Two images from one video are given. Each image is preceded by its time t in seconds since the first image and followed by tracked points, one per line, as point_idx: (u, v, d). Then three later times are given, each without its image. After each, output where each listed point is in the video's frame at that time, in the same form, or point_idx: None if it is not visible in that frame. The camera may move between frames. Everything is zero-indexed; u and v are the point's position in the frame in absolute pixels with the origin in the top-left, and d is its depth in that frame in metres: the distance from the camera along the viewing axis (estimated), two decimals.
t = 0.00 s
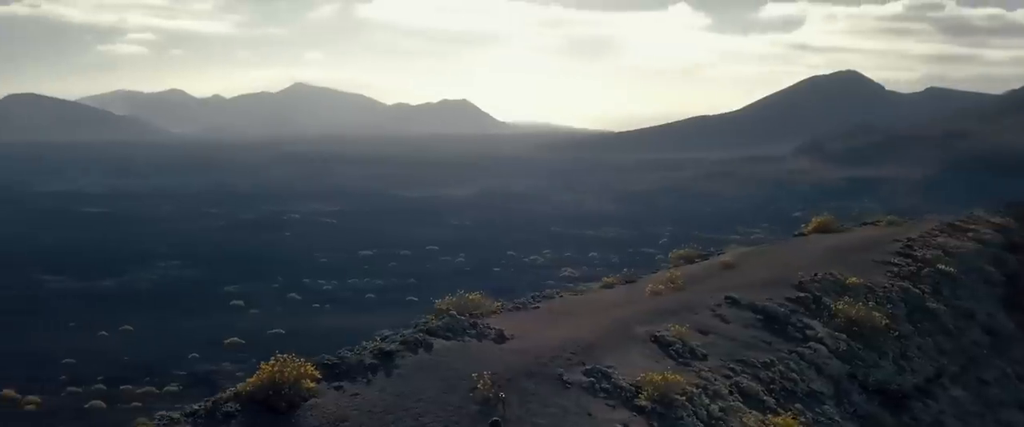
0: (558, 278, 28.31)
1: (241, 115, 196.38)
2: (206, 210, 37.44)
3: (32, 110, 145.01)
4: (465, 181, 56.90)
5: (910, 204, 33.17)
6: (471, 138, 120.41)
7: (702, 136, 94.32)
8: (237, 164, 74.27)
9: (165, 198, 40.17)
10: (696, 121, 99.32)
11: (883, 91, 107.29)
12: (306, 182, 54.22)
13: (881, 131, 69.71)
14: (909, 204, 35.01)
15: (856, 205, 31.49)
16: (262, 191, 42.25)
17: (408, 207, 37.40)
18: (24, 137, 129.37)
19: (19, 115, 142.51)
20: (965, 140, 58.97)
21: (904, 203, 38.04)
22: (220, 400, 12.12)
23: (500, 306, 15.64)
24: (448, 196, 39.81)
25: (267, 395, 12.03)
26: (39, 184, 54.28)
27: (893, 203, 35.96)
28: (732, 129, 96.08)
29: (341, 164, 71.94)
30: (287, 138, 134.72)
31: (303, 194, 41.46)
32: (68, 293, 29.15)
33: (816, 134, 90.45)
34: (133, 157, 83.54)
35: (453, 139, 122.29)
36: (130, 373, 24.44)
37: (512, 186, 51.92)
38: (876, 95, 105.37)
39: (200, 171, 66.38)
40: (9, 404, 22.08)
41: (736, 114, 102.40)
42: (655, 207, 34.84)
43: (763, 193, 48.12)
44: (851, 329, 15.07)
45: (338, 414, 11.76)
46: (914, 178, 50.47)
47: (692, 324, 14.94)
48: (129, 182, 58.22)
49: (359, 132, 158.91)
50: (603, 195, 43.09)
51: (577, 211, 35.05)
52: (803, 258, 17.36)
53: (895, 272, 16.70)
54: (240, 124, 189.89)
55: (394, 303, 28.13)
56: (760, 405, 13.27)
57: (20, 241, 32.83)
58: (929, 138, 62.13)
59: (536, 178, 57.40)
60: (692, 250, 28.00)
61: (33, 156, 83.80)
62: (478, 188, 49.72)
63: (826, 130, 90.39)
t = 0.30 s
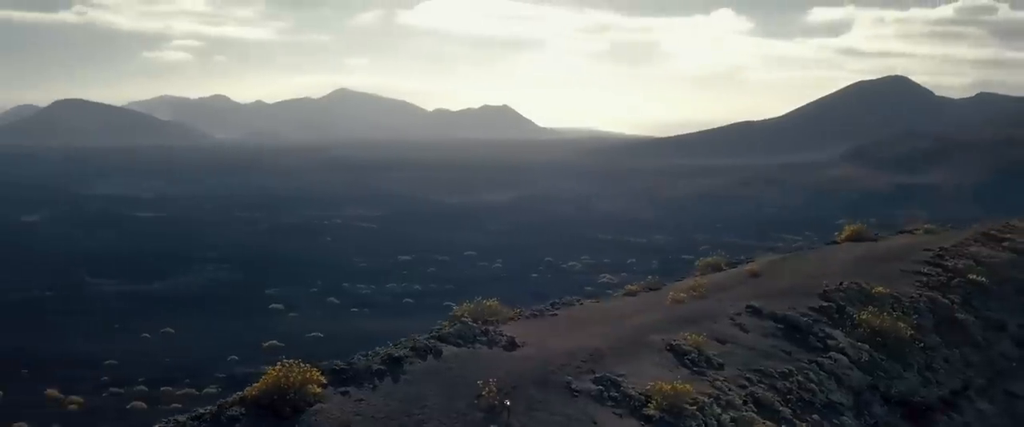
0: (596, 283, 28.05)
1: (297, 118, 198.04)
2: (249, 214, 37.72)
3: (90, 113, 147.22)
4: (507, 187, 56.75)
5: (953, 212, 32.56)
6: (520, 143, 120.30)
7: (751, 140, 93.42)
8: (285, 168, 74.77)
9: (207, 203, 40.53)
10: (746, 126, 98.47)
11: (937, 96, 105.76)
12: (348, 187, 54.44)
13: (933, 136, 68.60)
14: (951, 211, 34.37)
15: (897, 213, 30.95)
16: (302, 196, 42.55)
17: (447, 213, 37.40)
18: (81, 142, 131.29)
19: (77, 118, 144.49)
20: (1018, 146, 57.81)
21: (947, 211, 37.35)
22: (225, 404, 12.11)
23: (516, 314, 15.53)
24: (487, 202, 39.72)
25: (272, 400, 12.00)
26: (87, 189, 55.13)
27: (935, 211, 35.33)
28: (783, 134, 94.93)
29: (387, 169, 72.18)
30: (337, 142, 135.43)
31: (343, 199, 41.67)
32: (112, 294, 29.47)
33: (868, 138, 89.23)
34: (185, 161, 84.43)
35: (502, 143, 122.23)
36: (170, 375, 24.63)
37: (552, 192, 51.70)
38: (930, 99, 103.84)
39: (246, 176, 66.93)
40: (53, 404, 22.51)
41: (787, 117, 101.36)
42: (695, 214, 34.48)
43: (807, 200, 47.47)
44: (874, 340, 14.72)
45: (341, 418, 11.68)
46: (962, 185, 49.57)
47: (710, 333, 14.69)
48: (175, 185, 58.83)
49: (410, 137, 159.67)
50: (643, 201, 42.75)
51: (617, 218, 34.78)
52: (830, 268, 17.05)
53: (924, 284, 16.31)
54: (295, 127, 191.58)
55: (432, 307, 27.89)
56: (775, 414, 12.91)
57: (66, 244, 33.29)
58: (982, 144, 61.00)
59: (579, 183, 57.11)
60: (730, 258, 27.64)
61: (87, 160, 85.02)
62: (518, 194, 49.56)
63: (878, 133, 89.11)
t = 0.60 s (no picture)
0: (635, 289, 27.78)
1: (350, 122, 199.30)
2: (291, 219, 37.96)
3: (147, 120, 149.13)
4: (548, 192, 56.56)
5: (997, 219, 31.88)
6: (569, 148, 120.00)
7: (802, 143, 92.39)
8: (332, 174, 75.16)
9: (249, 207, 40.87)
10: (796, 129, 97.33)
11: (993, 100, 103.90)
12: (391, 192, 54.62)
13: (986, 142, 67.33)
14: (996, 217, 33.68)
15: (940, 220, 30.35)
16: (342, 201, 42.75)
17: (486, 218, 37.34)
18: (136, 147, 133.11)
19: (131, 124, 146.30)
20: None
21: (993, 218, 36.62)
22: (231, 407, 12.13)
23: (534, 319, 15.43)
24: (526, 208, 39.61)
25: (278, 404, 12.01)
26: (134, 193, 55.81)
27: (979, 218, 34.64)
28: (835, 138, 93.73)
29: (433, 173, 72.27)
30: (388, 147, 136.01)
31: (382, 204, 41.81)
32: (155, 297, 29.77)
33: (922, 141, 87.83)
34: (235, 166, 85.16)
35: (551, 148, 122.02)
36: (211, 377, 24.75)
37: (592, 197, 51.43)
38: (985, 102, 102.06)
39: (292, 180, 67.36)
40: (96, 405, 22.77)
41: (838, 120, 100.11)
42: (735, 221, 34.09)
43: (853, 206, 46.75)
44: (898, 349, 14.37)
45: (346, 422, 11.62)
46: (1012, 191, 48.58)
47: (728, 341, 14.45)
48: (221, 190, 59.37)
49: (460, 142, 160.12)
50: (683, 207, 42.35)
51: (656, 223, 34.48)
52: (858, 277, 16.74)
53: (953, 294, 15.94)
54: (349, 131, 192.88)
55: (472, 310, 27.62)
56: (790, 423, 12.60)
57: (111, 248, 33.70)
58: None
59: (622, 188, 56.74)
60: (770, 265, 27.25)
61: (135, 164, 86.15)
62: (557, 199, 49.37)
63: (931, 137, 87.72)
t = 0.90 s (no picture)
0: (672, 294, 27.52)
1: (403, 125, 200.47)
2: (331, 223, 38.21)
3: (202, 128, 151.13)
4: (589, 196, 56.39)
5: None
6: (618, 151, 119.57)
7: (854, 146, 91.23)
8: (378, 177, 75.60)
9: (291, 211, 41.26)
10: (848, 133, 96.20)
11: None
12: (429, 196, 54.86)
13: None
14: None
15: (985, 227, 29.77)
16: (381, 205, 42.98)
17: (524, 223, 37.29)
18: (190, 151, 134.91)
19: (185, 131, 148.28)
20: None
21: None
22: (238, 409, 12.12)
23: (551, 325, 15.30)
24: (565, 212, 39.52)
25: (284, 406, 11.98)
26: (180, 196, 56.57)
27: None
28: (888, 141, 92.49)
29: (477, 178, 72.37)
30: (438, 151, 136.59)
31: (422, 208, 41.99)
32: (196, 300, 30.10)
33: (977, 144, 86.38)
34: (283, 169, 86.11)
35: (600, 151, 121.61)
36: (249, 380, 24.85)
37: (632, 201, 51.21)
38: None
39: (337, 185, 67.90)
40: (136, 406, 22.94)
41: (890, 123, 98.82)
42: (775, 227, 33.68)
43: (900, 210, 46.04)
44: (922, 358, 14.01)
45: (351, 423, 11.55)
46: None
47: (747, 349, 14.19)
48: (263, 194, 60.03)
49: (512, 147, 160.28)
50: (722, 212, 42.02)
51: (695, 229, 34.19)
52: (886, 284, 16.38)
53: (983, 301, 15.53)
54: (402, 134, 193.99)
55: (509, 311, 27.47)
56: None
57: (154, 251, 34.17)
58: None
59: (665, 193, 56.45)
60: (809, 271, 26.86)
61: (183, 168, 87.33)
62: (598, 203, 49.19)
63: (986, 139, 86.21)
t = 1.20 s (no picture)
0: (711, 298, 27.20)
1: (455, 128, 201.14)
2: (372, 226, 38.38)
3: (255, 132, 152.79)
4: (631, 199, 56.06)
5: None
6: (666, 154, 119.02)
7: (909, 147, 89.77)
8: (423, 180, 75.84)
9: (332, 213, 41.54)
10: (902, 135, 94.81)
11: None
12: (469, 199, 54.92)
13: None
14: None
15: None
16: (421, 208, 43.13)
17: (564, 226, 37.17)
18: (243, 154, 136.36)
19: (235, 135, 149.95)
20: None
21: None
22: (246, 410, 12.12)
23: (570, 329, 15.19)
24: (604, 216, 39.36)
25: (291, 407, 11.95)
26: (225, 198, 57.20)
27: None
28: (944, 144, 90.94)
29: (521, 181, 72.23)
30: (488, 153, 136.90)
31: (461, 210, 42.07)
32: (237, 301, 30.36)
33: None
34: (330, 172, 86.70)
35: (649, 154, 121.07)
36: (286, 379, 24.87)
37: (673, 205, 50.88)
38: None
39: (381, 187, 68.22)
40: (175, 405, 23.04)
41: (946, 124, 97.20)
42: (817, 232, 33.21)
43: (947, 214, 45.24)
44: (946, 366, 13.62)
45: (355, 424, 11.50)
46: None
47: (766, 355, 13.92)
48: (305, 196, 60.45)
49: (564, 149, 159.92)
50: (763, 216, 41.57)
51: (736, 234, 33.83)
52: (915, 291, 16.04)
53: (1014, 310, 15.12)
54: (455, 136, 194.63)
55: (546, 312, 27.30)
56: None
57: (197, 252, 34.54)
58: None
59: (708, 196, 55.98)
60: (849, 276, 26.42)
61: (231, 171, 88.21)
62: (638, 207, 48.85)
63: None
